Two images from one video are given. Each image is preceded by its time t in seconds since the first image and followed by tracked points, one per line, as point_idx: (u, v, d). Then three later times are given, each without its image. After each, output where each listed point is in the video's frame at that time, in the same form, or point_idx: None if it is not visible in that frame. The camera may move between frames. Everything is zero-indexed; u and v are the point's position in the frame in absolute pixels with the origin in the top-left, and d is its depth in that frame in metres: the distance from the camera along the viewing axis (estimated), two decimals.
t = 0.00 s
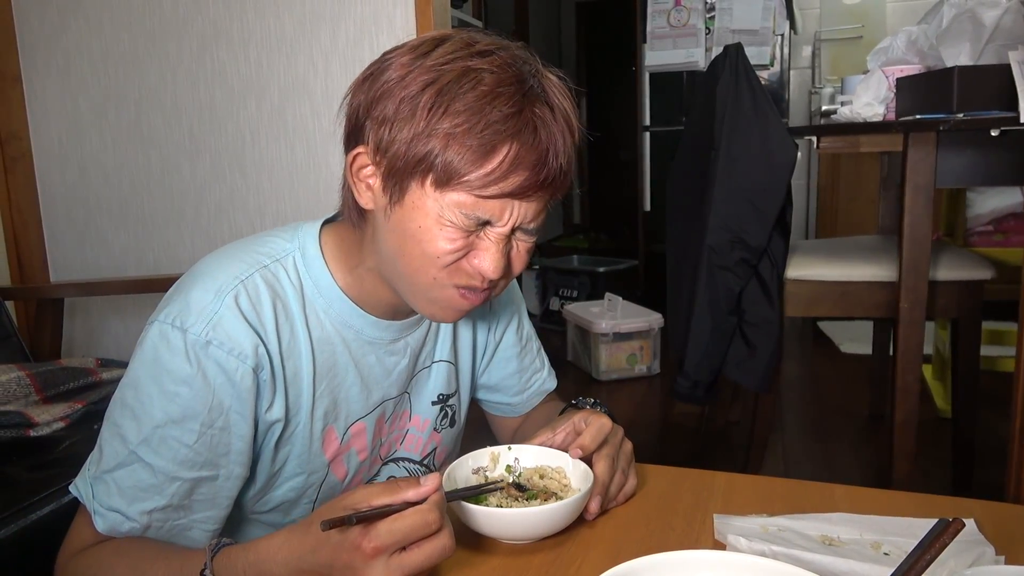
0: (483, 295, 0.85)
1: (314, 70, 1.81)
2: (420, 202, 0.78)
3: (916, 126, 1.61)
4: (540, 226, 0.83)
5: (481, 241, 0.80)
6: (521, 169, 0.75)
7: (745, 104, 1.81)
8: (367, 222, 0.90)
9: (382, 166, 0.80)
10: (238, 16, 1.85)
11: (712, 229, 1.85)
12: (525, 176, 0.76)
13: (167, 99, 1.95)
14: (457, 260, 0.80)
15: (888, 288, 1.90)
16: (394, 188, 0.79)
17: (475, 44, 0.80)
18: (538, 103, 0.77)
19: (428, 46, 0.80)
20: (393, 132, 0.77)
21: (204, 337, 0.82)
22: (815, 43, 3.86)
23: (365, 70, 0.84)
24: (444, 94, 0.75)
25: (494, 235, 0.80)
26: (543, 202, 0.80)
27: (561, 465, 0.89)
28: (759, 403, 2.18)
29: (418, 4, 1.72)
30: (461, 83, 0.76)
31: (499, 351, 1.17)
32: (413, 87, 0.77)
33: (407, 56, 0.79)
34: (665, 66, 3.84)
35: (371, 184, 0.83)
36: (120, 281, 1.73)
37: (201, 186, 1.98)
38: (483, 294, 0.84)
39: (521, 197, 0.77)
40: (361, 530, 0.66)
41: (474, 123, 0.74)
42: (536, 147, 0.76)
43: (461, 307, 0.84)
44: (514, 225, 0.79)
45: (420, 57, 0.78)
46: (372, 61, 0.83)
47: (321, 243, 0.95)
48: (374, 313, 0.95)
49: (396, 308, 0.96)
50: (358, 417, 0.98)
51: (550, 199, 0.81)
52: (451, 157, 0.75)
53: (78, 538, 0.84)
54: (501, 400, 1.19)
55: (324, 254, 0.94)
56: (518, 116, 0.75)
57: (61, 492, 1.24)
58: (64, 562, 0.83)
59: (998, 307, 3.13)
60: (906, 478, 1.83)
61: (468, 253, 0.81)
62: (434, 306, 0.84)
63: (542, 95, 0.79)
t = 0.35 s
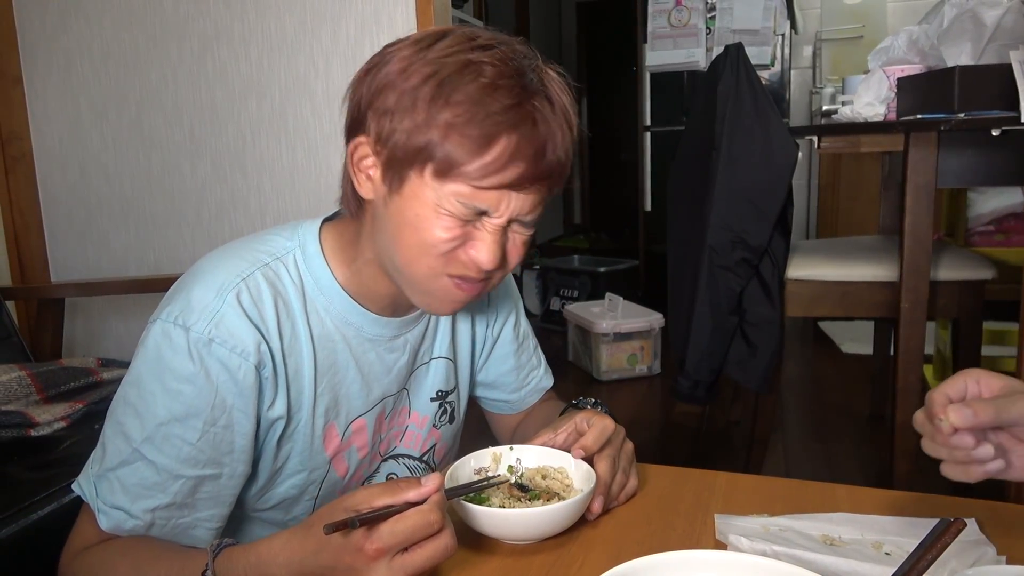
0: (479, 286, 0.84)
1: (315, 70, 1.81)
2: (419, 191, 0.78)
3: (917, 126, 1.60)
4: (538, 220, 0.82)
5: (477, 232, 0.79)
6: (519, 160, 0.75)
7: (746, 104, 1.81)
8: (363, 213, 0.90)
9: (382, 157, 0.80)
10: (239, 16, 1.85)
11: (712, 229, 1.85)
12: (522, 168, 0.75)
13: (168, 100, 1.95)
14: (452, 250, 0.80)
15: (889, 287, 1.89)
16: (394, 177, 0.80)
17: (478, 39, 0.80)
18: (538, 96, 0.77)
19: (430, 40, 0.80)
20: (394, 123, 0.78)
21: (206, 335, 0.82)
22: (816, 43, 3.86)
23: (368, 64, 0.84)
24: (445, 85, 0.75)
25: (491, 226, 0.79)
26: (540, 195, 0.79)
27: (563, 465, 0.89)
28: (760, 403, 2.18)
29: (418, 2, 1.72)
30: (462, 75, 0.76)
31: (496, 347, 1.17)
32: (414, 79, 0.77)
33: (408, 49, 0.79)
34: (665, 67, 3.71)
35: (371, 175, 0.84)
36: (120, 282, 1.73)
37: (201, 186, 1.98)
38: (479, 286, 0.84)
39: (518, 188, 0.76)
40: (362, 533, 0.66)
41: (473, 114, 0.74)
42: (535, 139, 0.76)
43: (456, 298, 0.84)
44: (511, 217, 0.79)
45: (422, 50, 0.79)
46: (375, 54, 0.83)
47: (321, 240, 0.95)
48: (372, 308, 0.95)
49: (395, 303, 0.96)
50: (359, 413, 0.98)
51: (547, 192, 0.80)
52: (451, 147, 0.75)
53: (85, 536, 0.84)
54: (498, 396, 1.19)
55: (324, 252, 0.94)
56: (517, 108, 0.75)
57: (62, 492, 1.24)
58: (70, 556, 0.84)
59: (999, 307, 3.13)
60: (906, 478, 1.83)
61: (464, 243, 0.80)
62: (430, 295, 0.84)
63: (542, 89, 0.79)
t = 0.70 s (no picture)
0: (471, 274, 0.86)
1: (315, 70, 1.81)
2: (410, 177, 0.80)
3: (918, 124, 1.60)
4: (528, 205, 0.84)
5: (470, 217, 0.81)
6: (508, 144, 0.77)
7: (746, 103, 1.81)
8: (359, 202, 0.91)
9: (374, 144, 0.82)
10: (238, 15, 1.85)
11: (712, 229, 1.85)
12: (512, 152, 0.77)
13: (167, 99, 1.95)
14: (445, 236, 0.81)
15: (889, 286, 1.89)
16: (386, 164, 0.81)
17: (467, 27, 0.82)
18: (526, 83, 0.79)
19: (419, 29, 0.81)
20: (384, 110, 0.79)
21: (202, 328, 0.82)
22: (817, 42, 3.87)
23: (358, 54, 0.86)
24: (435, 72, 0.77)
25: (483, 210, 0.81)
26: (530, 179, 0.82)
27: (565, 465, 0.88)
28: (760, 402, 2.18)
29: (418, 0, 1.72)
30: (452, 62, 0.78)
31: (493, 345, 1.17)
32: (405, 66, 0.78)
33: (398, 37, 0.81)
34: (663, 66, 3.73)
35: (363, 163, 0.86)
36: (120, 282, 1.73)
37: (201, 185, 1.98)
38: (471, 273, 0.85)
39: (508, 172, 0.78)
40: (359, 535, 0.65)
41: (463, 99, 0.76)
42: (524, 124, 0.78)
43: (449, 285, 0.85)
44: (502, 201, 0.81)
45: (412, 39, 0.80)
46: (365, 45, 0.84)
47: (316, 236, 0.95)
48: (366, 303, 0.95)
49: (389, 299, 0.96)
50: (354, 409, 0.98)
51: (536, 177, 0.82)
52: (441, 132, 0.77)
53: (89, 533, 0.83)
54: (495, 394, 1.19)
55: (318, 247, 0.94)
56: (506, 93, 0.77)
57: (62, 492, 1.24)
58: (74, 554, 0.83)
59: (999, 306, 3.12)
60: (907, 478, 1.82)
61: (457, 228, 0.82)
62: (421, 283, 0.85)
63: (530, 75, 0.80)
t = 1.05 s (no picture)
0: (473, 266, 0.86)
1: (316, 69, 1.81)
2: (410, 169, 0.80)
3: (919, 124, 1.60)
4: (527, 195, 0.84)
5: (471, 207, 0.82)
6: (506, 133, 0.78)
7: (748, 102, 1.81)
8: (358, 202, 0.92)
9: (374, 138, 0.82)
10: (240, 14, 1.84)
11: (713, 228, 1.85)
12: (509, 140, 0.78)
13: (169, 98, 1.95)
14: (446, 228, 0.82)
15: (891, 285, 1.89)
16: (386, 157, 0.81)
17: (460, 22, 0.83)
18: (520, 73, 0.80)
19: (414, 25, 0.82)
20: (383, 104, 0.80)
21: (202, 318, 0.83)
22: (817, 41, 3.86)
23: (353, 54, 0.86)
24: (431, 65, 0.78)
25: (484, 200, 0.81)
26: (529, 167, 0.82)
27: (567, 464, 0.88)
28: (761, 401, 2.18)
29: None
30: (447, 54, 0.78)
31: (491, 341, 1.18)
32: (401, 60, 0.79)
33: (393, 32, 0.81)
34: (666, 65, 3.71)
35: (362, 159, 0.86)
36: (121, 281, 1.73)
37: (202, 183, 1.98)
38: (474, 266, 0.85)
39: (508, 160, 0.79)
40: (358, 536, 0.65)
41: (460, 89, 0.77)
42: (520, 112, 0.78)
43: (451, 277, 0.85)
44: (502, 189, 0.81)
45: (408, 34, 0.80)
46: (361, 44, 0.85)
47: (315, 231, 0.96)
48: (365, 298, 0.96)
49: (387, 293, 0.96)
50: (353, 402, 0.97)
51: (534, 165, 0.83)
52: (440, 122, 0.77)
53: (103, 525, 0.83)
54: (494, 391, 1.19)
55: (318, 243, 0.95)
56: (501, 83, 0.78)
57: (63, 490, 1.24)
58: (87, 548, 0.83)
59: (1000, 305, 3.12)
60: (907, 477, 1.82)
61: (459, 219, 0.82)
62: (422, 275, 0.85)
63: (524, 65, 0.81)
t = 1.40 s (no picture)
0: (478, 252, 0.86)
1: (317, 70, 1.82)
2: (410, 157, 0.82)
3: (920, 124, 1.60)
4: (528, 175, 0.85)
5: (473, 190, 0.82)
6: (502, 111, 0.79)
7: (749, 101, 1.81)
8: (356, 198, 0.93)
9: (373, 130, 0.84)
10: (241, 14, 1.85)
11: (714, 227, 1.85)
12: (508, 116, 0.80)
13: (170, 97, 1.95)
14: (449, 214, 0.83)
15: (892, 285, 1.89)
16: (386, 146, 0.83)
17: (450, 13, 0.85)
18: (513, 54, 0.82)
19: (405, 19, 0.84)
20: (381, 94, 0.82)
21: (201, 313, 0.83)
22: (819, 40, 3.85)
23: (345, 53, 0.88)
24: (426, 50, 0.80)
25: (485, 181, 0.82)
26: (528, 149, 0.83)
27: (568, 464, 0.89)
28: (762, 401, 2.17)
29: None
30: (439, 41, 0.80)
31: (489, 339, 1.18)
32: (396, 50, 0.81)
33: (384, 27, 0.84)
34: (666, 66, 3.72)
35: (361, 153, 0.87)
36: (122, 280, 1.73)
37: (203, 183, 1.98)
38: (478, 253, 0.86)
39: (507, 137, 0.80)
40: (359, 537, 0.65)
41: (455, 73, 0.79)
42: (515, 91, 0.80)
43: (454, 265, 0.85)
44: (503, 172, 0.82)
45: (399, 26, 0.83)
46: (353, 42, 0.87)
47: (314, 229, 0.96)
48: (364, 293, 0.96)
49: (386, 287, 0.96)
50: (352, 398, 0.98)
51: (533, 144, 0.84)
52: (439, 105, 0.79)
53: (106, 523, 0.83)
54: (493, 388, 1.19)
55: (317, 239, 0.95)
56: (496, 63, 0.80)
57: (65, 489, 1.24)
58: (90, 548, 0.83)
59: (1002, 305, 3.12)
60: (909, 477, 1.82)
61: (461, 202, 0.82)
62: (424, 262, 0.85)
63: (514, 49, 0.83)
